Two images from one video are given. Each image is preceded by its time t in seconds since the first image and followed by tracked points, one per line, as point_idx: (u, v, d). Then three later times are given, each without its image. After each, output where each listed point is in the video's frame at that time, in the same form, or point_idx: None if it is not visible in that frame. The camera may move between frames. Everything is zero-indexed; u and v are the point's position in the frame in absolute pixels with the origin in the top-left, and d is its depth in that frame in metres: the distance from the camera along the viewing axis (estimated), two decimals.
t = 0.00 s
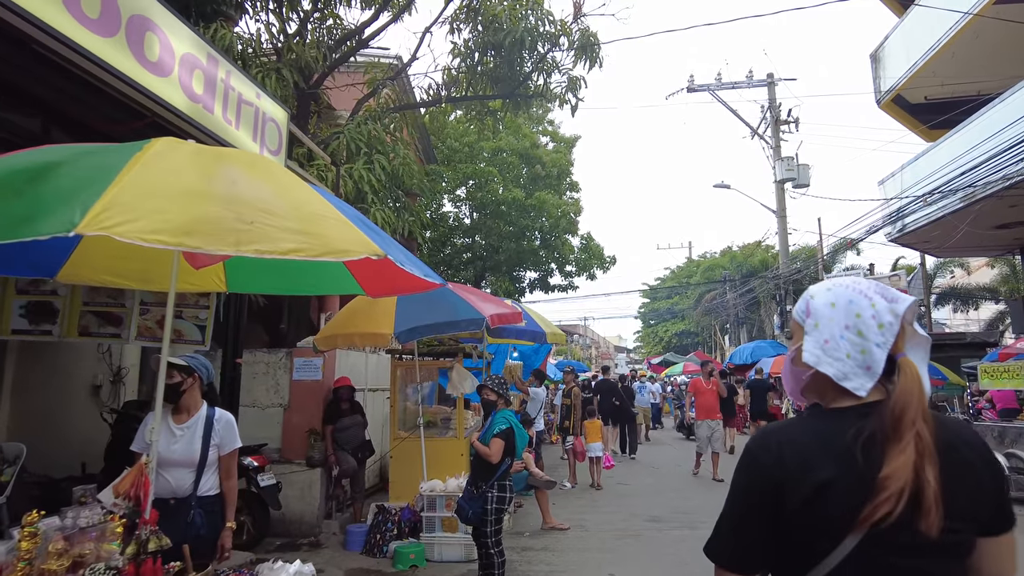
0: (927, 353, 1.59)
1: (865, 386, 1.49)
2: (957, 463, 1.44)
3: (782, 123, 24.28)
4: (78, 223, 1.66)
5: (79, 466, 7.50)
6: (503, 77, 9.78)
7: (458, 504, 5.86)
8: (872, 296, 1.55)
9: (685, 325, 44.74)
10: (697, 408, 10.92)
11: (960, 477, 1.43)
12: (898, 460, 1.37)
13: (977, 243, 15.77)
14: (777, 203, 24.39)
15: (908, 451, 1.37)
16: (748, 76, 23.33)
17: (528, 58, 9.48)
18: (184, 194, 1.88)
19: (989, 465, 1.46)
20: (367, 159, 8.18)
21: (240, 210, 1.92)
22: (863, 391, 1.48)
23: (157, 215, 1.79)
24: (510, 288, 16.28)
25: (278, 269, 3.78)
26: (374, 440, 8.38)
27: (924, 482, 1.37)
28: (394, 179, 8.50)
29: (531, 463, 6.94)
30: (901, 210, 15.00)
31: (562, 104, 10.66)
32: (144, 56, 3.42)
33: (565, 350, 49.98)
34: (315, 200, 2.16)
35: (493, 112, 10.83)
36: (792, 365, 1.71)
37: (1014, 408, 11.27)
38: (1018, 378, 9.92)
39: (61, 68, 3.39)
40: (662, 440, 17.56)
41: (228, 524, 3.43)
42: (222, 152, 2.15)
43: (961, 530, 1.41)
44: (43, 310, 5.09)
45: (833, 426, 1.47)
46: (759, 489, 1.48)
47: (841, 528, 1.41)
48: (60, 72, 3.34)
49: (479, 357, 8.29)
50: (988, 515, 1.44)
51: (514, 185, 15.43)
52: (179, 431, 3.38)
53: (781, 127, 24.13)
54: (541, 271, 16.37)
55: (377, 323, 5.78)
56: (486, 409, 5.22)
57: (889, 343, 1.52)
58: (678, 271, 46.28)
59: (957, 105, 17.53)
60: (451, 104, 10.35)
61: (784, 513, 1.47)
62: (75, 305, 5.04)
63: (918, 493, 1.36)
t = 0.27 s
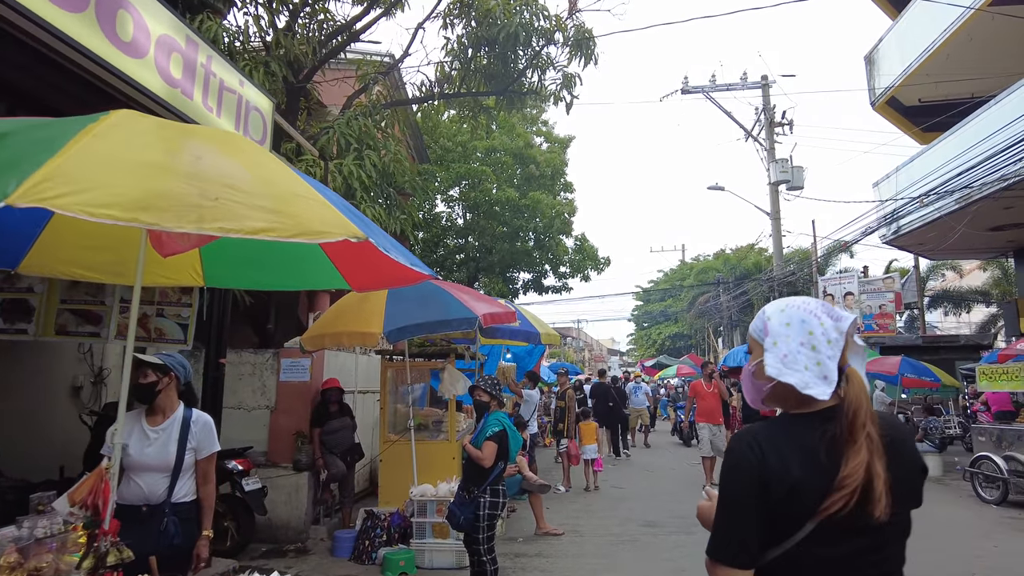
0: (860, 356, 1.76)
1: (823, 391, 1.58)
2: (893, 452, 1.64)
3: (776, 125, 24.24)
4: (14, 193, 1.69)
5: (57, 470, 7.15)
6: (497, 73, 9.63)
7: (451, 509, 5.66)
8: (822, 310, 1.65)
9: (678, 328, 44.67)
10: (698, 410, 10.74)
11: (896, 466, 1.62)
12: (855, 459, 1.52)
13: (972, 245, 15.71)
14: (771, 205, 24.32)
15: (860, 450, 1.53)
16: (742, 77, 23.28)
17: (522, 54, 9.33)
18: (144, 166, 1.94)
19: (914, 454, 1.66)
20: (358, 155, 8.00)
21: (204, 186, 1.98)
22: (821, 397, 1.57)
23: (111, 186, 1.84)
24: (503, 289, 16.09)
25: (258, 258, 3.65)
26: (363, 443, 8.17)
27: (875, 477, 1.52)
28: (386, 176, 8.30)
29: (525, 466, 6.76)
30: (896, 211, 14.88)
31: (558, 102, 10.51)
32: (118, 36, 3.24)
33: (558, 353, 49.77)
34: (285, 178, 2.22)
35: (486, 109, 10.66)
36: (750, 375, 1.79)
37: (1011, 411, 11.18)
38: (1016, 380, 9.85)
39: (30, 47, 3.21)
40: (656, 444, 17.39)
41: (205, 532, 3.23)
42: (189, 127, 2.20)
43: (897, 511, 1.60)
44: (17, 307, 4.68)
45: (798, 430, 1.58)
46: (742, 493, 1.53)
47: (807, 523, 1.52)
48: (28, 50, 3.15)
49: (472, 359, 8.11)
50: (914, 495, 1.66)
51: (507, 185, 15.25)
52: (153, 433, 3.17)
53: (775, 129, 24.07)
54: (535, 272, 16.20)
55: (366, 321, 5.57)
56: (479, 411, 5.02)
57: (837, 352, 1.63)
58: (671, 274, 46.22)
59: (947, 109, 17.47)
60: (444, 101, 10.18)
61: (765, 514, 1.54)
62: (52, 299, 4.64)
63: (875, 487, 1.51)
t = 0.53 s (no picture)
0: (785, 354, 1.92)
1: (736, 386, 1.79)
2: (820, 439, 1.75)
3: (759, 128, 24.30)
4: None
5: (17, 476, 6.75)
6: (481, 70, 9.45)
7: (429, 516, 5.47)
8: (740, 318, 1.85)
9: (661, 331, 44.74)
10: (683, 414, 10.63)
11: (821, 451, 1.73)
12: (761, 441, 1.67)
13: (953, 249, 15.79)
14: (754, 208, 24.38)
15: (771, 435, 1.68)
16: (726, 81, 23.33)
17: (506, 50, 9.16)
18: (77, 139, 2.00)
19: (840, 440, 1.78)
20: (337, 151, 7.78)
21: (142, 161, 2.01)
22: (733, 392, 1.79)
23: (41, 158, 1.91)
24: (486, 290, 15.89)
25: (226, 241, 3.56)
26: (340, 447, 7.95)
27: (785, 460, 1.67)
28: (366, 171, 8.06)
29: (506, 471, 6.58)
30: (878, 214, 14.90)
31: (542, 100, 10.34)
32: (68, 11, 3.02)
33: (541, 356, 49.61)
34: (232, 154, 2.29)
35: (469, 107, 10.47)
36: (687, 376, 2.00)
37: (991, 413, 11.21)
38: (998, 383, 9.85)
39: None
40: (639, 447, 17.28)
41: (163, 546, 3.02)
42: (130, 102, 2.28)
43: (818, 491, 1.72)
44: None
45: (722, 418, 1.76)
46: (657, 472, 1.77)
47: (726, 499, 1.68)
48: None
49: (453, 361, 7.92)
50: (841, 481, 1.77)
51: (491, 185, 15.07)
52: (108, 439, 2.95)
53: (759, 132, 24.13)
54: (519, 273, 16.02)
55: (343, 322, 5.36)
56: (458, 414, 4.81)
57: (753, 352, 1.82)
58: (654, 277, 46.30)
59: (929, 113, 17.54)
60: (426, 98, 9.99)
61: (679, 490, 1.76)
62: (10, 298, 4.26)
63: (785, 468, 1.65)
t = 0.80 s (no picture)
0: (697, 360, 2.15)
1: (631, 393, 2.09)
2: (710, 438, 1.96)
3: (720, 133, 24.65)
4: None
5: None
6: (444, 66, 9.31)
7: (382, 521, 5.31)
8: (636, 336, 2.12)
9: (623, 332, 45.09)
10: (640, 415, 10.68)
11: (710, 449, 1.95)
12: (662, 438, 1.92)
13: (904, 254, 16.22)
14: (714, 212, 24.73)
15: (660, 435, 1.92)
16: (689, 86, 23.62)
17: (469, 46, 9.04)
18: None
19: (737, 439, 1.99)
20: (293, 144, 7.55)
21: (43, 130, 2.20)
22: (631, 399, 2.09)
23: None
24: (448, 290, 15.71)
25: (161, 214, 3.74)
26: (292, 450, 7.71)
27: (671, 456, 1.91)
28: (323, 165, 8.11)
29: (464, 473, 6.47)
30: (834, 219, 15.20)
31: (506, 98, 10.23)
32: None
33: (504, 358, 49.46)
34: (138, 127, 2.48)
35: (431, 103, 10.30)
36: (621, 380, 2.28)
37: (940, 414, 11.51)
38: (946, 383, 10.06)
39: None
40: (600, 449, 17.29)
41: (87, 558, 2.82)
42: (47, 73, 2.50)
43: (711, 483, 1.95)
44: None
45: (623, 420, 2.03)
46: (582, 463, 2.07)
47: (629, 490, 1.96)
48: None
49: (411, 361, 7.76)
50: (740, 475, 1.97)
51: (455, 184, 14.90)
52: (29, 443, 2.74)
53: (719, 137, 24.47)
54: (481, 273, 15.89)
55: (294, 320, 5.17)
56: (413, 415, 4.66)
57: (648, 364, 2.10)
58: (617, 280, 46.65)
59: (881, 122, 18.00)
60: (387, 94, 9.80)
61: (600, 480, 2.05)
62: None
63: (672, 465, 1.89)
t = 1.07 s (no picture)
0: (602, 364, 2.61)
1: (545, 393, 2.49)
2: (613, 428, 2.36)
3: (667, 139, 25.08)
4: None
5: None
6: (390, 62, 9.14)
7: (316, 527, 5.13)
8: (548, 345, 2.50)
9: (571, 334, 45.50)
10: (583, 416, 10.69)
11: (613, 437, 2.35)
12: (575, 425, 2.30)
13: (840, 260, 16.80)
14: (661, 217, 25.16)
15: (572, 426, 2.30)
16: (638, 91, 23.96)
17: (416, 42, 8.91)
18: None
19: (634, 429, 2.40)
20: (229, 136, 7.26)
21: None
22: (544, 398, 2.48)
23: None
24: (395, 290, 15.46)
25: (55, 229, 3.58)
26: (224, 455, 7.41)
27: (581, 443, 2.28)
28: (260, 159, 7.85)
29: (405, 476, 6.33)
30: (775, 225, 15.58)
31: (454, 95, 10.10)
32: None
33: (453, 359, 49.19)
34: (13, 100, 2.64)
35: (377, 98, 10.09)
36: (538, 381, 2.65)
37: (871, 414, 11.93)
38: (878, 386, 10.41)
39: None
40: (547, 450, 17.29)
41: None
42: None
43: (612, 467, 2.34)
44: None
45: (540, 413, 2.39)
46: (507, 451, 2.36)
47: (545, 474, 2.30)
48: None
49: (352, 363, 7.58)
50: (637, 459, 2.38)
51: (402, 182, 14.69)
52: None
53: (667, 143, 24.89)
54: (428, 273, 15.71)
55: (223, 320, 4.97)
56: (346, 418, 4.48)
57: (562, 367, 2.49)
58: (566, 282, 47.00)
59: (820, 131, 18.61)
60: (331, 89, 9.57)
61: (523, 464, 2.34)
62: None
63: (581, 450, 2.27)
